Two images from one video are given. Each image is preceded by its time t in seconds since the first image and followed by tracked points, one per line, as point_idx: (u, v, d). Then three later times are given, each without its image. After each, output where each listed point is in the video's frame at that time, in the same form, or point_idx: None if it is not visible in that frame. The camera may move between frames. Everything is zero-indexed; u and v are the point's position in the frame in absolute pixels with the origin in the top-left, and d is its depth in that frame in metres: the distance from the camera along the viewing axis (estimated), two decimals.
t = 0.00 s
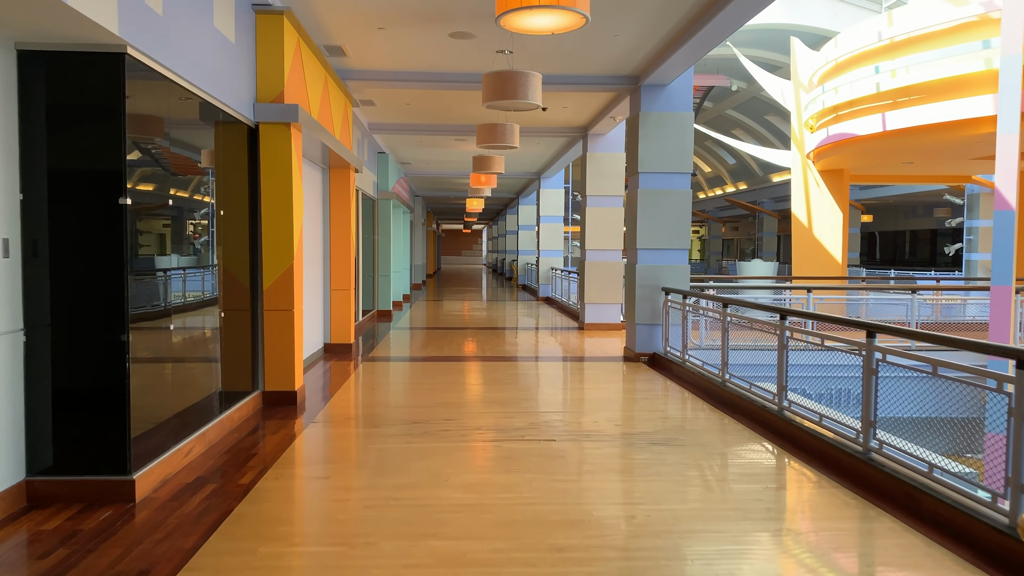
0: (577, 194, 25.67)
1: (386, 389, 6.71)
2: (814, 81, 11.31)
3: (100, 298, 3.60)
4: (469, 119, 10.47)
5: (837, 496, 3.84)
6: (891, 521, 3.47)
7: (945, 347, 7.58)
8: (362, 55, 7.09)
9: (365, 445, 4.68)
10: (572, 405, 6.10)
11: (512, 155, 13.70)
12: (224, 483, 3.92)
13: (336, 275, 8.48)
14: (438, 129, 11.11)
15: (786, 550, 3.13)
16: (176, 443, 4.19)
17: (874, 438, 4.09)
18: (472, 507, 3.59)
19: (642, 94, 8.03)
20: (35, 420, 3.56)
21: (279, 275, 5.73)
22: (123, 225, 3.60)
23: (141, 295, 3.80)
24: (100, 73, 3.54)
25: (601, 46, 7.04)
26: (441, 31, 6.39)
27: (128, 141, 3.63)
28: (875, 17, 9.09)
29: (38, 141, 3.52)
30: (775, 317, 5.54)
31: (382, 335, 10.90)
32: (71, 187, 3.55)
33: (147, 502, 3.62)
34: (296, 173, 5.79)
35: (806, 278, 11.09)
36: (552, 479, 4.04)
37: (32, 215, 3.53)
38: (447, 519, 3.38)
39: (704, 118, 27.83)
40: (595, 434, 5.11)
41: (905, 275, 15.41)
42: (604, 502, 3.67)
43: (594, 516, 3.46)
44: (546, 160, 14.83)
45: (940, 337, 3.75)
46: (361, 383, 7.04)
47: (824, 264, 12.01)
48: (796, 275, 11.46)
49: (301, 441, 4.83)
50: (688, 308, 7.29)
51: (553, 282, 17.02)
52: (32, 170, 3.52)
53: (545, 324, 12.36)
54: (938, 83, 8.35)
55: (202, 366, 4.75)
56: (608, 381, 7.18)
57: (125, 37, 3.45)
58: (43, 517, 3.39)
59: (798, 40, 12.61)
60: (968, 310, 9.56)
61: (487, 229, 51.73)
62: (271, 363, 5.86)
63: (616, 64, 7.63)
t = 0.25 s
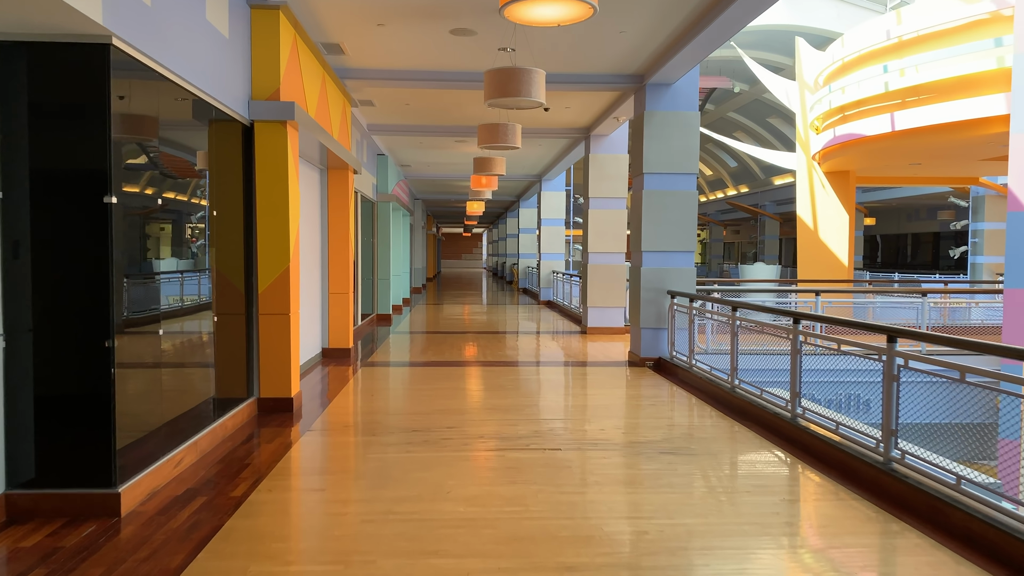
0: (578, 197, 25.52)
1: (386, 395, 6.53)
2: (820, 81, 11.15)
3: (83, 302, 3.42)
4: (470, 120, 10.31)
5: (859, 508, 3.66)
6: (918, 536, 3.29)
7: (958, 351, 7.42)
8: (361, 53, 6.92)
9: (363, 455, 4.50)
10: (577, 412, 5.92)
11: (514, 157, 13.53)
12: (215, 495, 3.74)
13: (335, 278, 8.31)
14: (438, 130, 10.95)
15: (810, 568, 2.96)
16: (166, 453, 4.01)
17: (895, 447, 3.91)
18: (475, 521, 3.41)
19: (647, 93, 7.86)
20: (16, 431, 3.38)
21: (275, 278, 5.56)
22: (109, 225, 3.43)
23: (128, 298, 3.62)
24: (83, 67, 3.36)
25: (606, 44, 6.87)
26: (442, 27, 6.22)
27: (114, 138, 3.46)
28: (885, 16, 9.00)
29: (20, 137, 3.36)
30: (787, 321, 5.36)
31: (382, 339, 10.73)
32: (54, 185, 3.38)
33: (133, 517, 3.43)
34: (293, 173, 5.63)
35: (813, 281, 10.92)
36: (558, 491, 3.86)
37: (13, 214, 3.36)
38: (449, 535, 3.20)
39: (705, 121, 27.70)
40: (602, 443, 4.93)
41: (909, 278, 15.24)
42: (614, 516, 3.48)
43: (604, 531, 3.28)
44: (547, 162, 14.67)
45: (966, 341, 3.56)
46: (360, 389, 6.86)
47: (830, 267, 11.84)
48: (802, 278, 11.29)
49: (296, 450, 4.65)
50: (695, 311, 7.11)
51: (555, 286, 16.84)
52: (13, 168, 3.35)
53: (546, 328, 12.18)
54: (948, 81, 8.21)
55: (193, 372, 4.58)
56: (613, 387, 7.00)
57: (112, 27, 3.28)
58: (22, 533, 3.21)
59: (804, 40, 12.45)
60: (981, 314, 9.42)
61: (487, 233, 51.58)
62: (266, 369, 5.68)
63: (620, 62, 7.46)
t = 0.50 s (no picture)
0: (574, 197, 25.35)
1: (381, 403, 6.34)
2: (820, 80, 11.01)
3: (60, 311, 3.22)
4: (465, 120, 10.14)
5: (879, 523, 3.49)
6: (945, 554, 3.11)
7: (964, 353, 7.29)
8: (354, 51, 6.73)
9: (358, 468, 4.31)
10: (579, 419, 5.75)
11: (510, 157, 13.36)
12: (202, 514, 3.55)
13: (328, 282, 8.12)
14: (434, 131, 10.77)
15: None
16: (150, 469, 3.81)
17: (916, 458, 3.74)
18: (477, 541, 3.23)
19: (647, 92, 7.70)
20: None
21: (265, 282, 5.37)
22: (87, 229, 3.23)
23: (108, 307, 3.43)
24: (59, 62, 3.16)
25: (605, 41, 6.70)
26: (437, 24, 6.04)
27: (92, 138, 3.27)
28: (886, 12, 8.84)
29: None
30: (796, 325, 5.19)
31: (377, 343, 10.54)
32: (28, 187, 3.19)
33: (114, 539, 3.23)
34: (284, 175, 5.44)
35: (813, 282, 10.78)
36: (563, 506, 3.68)
37: None
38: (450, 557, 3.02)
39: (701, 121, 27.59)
40: (606, 453, 4.76)
41: (908, 278, 15.06)
42: (623, 534, 3.30)
43: (614, 552, 3.09)
44: (543, 163, 14.50)
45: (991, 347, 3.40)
46: (354, 397, 6.67)
47: (831, 268, 11.69)
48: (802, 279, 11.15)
49: (288, 463, 4.45)
50: (698, 314, 6.95)
51: (552, 288, 16.68)
52: None
53: (544, 331, 12.01)
54: (953, 79, 8.07)
55: (180, 382, 4.38)
56: (614, 393, 6.83)
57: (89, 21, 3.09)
58: None
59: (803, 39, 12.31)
60: (988, 316, 9.28)
61: (482, 234, 51.42)
62: (257, 377, 5.49)
63: (620, 60, 7.29)
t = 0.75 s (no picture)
0: (566, 195, 25.18)
1: (371, 406, 6.16)
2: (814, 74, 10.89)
3: (27, 314, 3.03)
4: (456, 115, 9.96)
5: (890, 531, 3.35)
6: (963, 564, 2.98)
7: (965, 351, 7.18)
8: (341, 43, 6.55)
9: (345, 475, 4.14)
10: (574, 422, 5.59)
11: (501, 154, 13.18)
12: (182, 526, 3.38)
13: (316, 280, 7.93)
14: (423, 127, 10.59)
15: None
16: (128, 478, 3.63)
17: (927, 463, 3.60)
18: (471, 553, 3.07)
19: (641, 85, 7.55)
20: None
21: (250, 282, 5.19)
22: (55, 226, 3.05)
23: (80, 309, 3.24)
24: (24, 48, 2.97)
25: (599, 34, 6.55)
26: (426, 15, 5.86)
27: (60, 130, 3.07)
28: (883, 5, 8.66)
29: None
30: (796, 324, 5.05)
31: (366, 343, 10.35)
32: None
33: (87, 555, 3.05)
34: (268, 171, 5.25)
35: (808, 279, 10.66)
36: (560, 514, 3.52)
37: None
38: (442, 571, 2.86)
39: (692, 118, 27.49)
40: (602, 457, 4.60)
41: (902, 275, 14.97)
42: (625, 545, 3.15)
43: (615, 564, 2.94)
44: (535, 159, 14.33)
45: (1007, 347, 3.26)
46: (343, 399, 6.49)
47: (826, 264, 11.59)
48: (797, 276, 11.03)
49: (274, 470, 4.28)
50: (694, 313, 6.81)
51: (544, 286, 16.50)
52: None
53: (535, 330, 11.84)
54: (951, 72, 7.95)
55: (160, 386, 4.19)
56: (610, 393, 6.67)
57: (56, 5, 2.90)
58: None
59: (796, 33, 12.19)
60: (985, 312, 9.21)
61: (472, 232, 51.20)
62: (243, 381, 5.30)
63: (614, 53, 7.14)
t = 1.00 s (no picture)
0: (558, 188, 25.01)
1: (358, 402, 5.98)
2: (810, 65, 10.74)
3: None
4: (446, 104, 9.76)
5: (903, 535, 3.20)
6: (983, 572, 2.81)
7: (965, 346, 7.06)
8: (328, 28, 6.35)
9: (330, 475, 3.96)
10: (568, 418, 5.43)
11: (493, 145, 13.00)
12: (155, 532, 3.18)
13: (303, 273, 7.73)
14: (413, 117, 10.39)
15: None
16: (98, 480, 3.43)
17: (938, 462, 3.45)
18: (461, 559, 2.90)
19: (636, 74, 7.37)
20: None
21: (231, 273, 4.99)
22: (15, 212, 2.79)
23: (45, 301, 3.03)
24: None
25: (594, 19, 6.36)
26: None
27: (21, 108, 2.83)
28: None
29: None
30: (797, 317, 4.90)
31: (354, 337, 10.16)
32: None
33: (51, 564, 2.85)
34: (251, 158, 5.05)
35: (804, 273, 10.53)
36: (555, 517, 3.35)
37: None
38: None
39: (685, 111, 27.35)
40: (597, 455, 4.44)
41: (896, 269, 14.88)
42: (623, 550, 2.99)
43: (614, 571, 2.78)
44: (527, 152, 14.15)
45: None
46: (329, 395, 6.30)
47: (821, 258, 11.46)
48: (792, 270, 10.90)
49: (255, 470, 4.09)
50: (690, 306, 6.65)
51: (535, 280, 16.34)
52: None
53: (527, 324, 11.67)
54: (952, 62, 7.81)
55: (136, 382, 3.99)
56: (604, 389, 6.51)
57: None
58: None
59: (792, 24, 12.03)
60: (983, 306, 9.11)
61: (463, 226, 50.97)
62: (223, 377, 5.10)
63: (609, 40, 6.95)
